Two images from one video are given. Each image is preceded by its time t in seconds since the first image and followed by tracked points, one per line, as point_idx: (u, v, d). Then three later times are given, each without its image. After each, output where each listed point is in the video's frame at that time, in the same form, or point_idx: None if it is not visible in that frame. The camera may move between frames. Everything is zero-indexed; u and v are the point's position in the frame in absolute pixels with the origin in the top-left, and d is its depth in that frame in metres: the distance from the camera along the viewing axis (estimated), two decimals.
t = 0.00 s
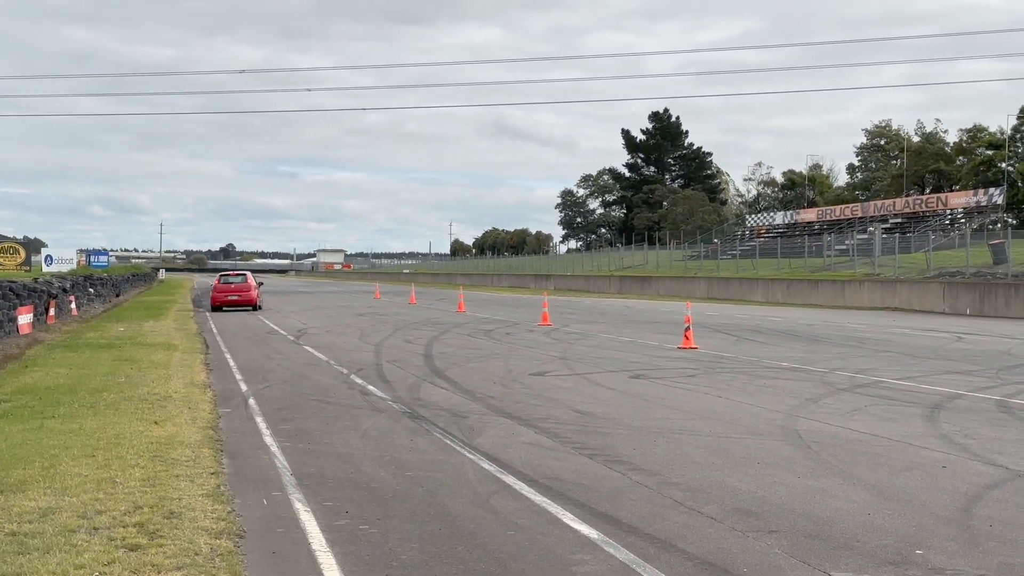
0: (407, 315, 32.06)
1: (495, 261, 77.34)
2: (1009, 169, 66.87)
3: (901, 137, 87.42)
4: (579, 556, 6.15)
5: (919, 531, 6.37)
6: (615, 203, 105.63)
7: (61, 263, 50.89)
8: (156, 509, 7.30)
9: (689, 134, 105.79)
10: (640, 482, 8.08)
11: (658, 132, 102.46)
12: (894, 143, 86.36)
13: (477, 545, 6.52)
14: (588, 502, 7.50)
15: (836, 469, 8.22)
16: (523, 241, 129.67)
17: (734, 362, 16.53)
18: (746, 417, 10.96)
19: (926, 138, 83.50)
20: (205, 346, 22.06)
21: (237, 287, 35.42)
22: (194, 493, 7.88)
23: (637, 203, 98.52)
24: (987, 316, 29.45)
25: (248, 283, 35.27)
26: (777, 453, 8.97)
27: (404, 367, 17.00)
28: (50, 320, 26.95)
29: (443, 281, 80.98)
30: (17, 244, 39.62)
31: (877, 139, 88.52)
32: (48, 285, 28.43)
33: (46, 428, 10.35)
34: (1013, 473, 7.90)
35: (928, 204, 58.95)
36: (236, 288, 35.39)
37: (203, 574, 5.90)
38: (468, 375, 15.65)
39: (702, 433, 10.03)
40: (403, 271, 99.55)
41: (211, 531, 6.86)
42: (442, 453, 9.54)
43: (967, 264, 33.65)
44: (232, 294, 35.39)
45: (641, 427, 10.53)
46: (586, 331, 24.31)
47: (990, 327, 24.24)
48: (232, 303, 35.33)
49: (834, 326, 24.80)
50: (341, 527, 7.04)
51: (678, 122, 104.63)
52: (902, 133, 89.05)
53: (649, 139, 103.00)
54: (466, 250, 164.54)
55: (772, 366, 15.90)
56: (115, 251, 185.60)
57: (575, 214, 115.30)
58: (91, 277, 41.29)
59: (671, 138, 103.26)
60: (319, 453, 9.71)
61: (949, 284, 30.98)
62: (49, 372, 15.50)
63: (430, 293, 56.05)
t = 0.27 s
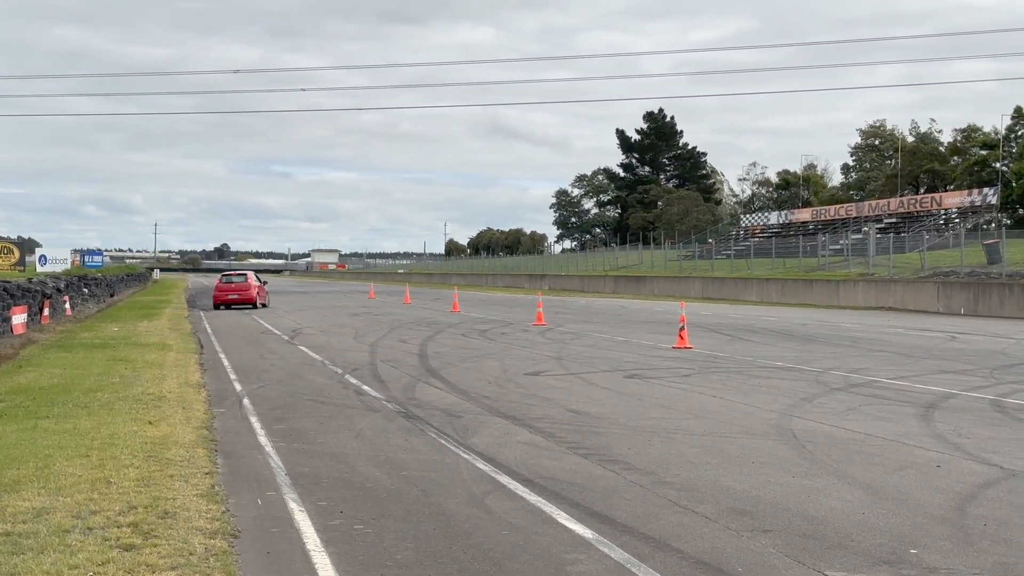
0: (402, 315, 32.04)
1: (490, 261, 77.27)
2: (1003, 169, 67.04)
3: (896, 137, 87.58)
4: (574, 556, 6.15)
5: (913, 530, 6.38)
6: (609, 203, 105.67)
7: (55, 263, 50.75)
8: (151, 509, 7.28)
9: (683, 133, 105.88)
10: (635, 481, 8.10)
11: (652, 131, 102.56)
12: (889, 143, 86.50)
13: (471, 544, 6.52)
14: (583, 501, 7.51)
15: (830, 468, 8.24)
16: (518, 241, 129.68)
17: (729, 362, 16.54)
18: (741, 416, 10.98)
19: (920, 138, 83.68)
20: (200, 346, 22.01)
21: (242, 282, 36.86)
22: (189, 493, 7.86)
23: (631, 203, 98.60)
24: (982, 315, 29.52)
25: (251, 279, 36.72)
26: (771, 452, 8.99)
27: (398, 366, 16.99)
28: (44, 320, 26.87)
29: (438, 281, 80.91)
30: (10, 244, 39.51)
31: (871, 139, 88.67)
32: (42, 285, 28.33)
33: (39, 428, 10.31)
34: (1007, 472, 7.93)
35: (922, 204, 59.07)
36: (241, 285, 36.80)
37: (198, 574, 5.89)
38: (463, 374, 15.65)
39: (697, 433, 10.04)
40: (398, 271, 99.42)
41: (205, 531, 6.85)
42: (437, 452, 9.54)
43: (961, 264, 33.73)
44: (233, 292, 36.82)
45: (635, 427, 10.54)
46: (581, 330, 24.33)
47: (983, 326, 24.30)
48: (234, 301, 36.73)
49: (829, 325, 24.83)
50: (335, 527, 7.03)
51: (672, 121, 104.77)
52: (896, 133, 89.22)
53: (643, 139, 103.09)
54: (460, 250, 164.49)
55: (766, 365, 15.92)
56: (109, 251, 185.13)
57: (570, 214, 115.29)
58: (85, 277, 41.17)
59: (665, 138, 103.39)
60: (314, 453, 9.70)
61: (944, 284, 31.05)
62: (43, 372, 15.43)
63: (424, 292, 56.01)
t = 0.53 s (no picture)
0: (396, 315, 32.01)
1: (484, 261, 77.20)
2: (995, 170, 67.24)
3: (888, 137, 87.78)
4: (566, 556, 6.15)
5: (906, 530, 6.39)
6: (603, 203, 105.74)
7: (47, 263, 50.58)
8: (144, 509, 7.25)
9: (676, 133, 105.98)
10: (628, 480, 8.10)
11: (645, 131, 102.69)
12: (881, 143, 86.70)
13: (464, 544, 6.51)
14: (577, 501, 7.51)
15: (823, 468, 8.26)
16: (511, 240, 129.67)
17: (722, 362, 16.56)
18: (734, 416, 11.00)
19: (913, 139, 83.89)
20: (193, 345, 21.97)
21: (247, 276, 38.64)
22: (182, 493, 7.84)
23: (624, 203, 98.70)
24: (975, 315, 29.60)
25: (258, 275, 38.43)
26: (764, 452, 9.01)
27: (392, 366, 16.96)
28: (36, 320, 26.77)
29: (431, 281, 80.84)
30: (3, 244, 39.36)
31: (864, 139, 88.85)
32: (34, 284, 28.22)
33: (31, 429, 10.26)
34: (999, 471, 7.95)
35: (915, 204, 59.20)
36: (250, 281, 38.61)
37: (190, 574, 5.87)
38: (457, 375, 15.64)
39: (690, 433, 10.05)
40: (391, 271, 99.32)
41: (198, 531, 6.82)
42: (430, 452, 9.52)
43: (954, 264, 33.82)
44: (237, 291, 38.44)
45: (629, 426, 10.54)
46: (574, 330, 24.33)
47: (976, 326, 24.36)
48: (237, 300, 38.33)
49: (822, 326, 24.87)
50: (328, 527, 7.01)
51: (666, 121, 104.89)
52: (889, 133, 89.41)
53: (636, 139, 103.22)
54: (454, 250, 164.44)
55: (760, 365, 15.94)
56: (101, 251, 184.61)
57: (564, 214, 115.30)
58: (78, 277, 41.04)
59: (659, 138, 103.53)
60: (307, 453, 9.68)
61: (937, 283, 31.13)
62: (35, 372, 15.36)
63: (418, 292, 55.98)
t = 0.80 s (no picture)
0: (388, 315, 31.97)
1: (476, 261, 77.13)
2: (987, 170, 67.49)
3: (880, 138, 88.02)
4: (558, 556, 6.15)
5: (897, 530, 6.40)
6: (595, 203, 105.83)
7: (38, 263, 50.38)
8: (135, 510, 7.22)
9: (668, 134, 106.12)
10: (620, 481, 8.10)
11: (638, 132, 102.85)
12: (873, 144, 86.93)
13: (456, 544, 6.50)
14: (569, 501, 7.51)
15: (814, 468, 8.27)
16: (503, 241, 129.67)
17: (714, 362, 16.58)
18: (726, 416, 11.02)
19: (905, 140, 84.15)
20: (185, 346, 21.97)
21: (260, 273, 40.17)
22: (174, 494, 7.80)
23: (617, 203, 98.81)
24: (966, 315, 29.70)
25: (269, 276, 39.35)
26: (756, 452, 9.02)
27: (384, 367, 16.94)
28: (28, 320, 26.66)
29: (423, 281, 80.75)
30: None
31: (856, 140, 89.01)
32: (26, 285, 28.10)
33: (22, 429, 10.21)
34: (989, 472, 7.97)
35: (907, 204, 59.36)
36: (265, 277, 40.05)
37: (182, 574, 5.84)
38: (449, 375, 15.63)
39: (682, 433, 10.07)
40: (384, 271, 99.18)
41: (190, 532, 6.79)
42: (422, 453, 9.51)
43: (946, 264, 33.94)
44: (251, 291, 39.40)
45: (621, 427, 10.55)
46: (567, 331, 24.34)
47: (967, 327, 24.44)
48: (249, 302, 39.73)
49: (814, 326, 24.92)
50: (320, 528, 7.00)
51: (658, 122, 105.03)
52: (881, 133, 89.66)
53: (629, 139, 103.37)
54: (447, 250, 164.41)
55: (752, 366, 15.97)
56: (92, 251, 183.98)
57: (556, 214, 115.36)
58: (69, 277, 40.88)
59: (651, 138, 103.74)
60: (299, 454, 9.65)
61: (928, 284, 31.22)
62: (26, 373, 15.28)
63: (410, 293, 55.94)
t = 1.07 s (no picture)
0: (380, 316, 31.95)
1: (467, 262, 77.03)
2: (977, 172, 67.78)
3: (871, 139, 88.29)
4: (550, 557, 6.14)
5: (887, 531, 6.42)
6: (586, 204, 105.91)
7: (29, 264, 50.14)
8: (126, 512, 7.19)
9: (660, 135, 106.30)
10: (611, 482, 8.10)
11: (629, 133, 103.05)
12: (864, 145, 87.20)
13: (448, 546, 6.48)
14: (560, 502, 7.50)
15: (805, 469, 8.29)
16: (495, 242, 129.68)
17: (705, 364, 16.61)
18: (717, 417, 11.05)
19: (896, 141, 84.45)
20: (177, 347, 21.89)
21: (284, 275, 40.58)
22: (165, 495, 7.76)
23: (608, 204, 98.95)
24: (957, 316, 29.82)
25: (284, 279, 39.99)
26: (747, 453, 9.04)
27: (376, 368, 16.92)
28: (18, 321, 26.53)
29: (415, 282, 80.67)
30: None
31: (847, 142, 89.27)
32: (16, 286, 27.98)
33: (12, 430, 10.15)
34: (980, 473, 8.00)
35: (897, 206, 59.57)
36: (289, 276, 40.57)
37: None
38: (441, 376, 15.63)
39: (673, 434, 10.08)
40: (375, 272, 99.06)
41: (181, 533, 6.76)
42: (414, 454, 9.50)
43: (936, 265, 34.07)
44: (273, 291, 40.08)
45: (612, 428, 10.56)
46: (558, 332, 24.35)
47: (957, 328, 24.55)
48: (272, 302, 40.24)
49: (804, 327, 25.00)
50: (311, 529, 6.97)
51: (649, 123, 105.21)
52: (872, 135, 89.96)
53: (620, 141, 103.54)
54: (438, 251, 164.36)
55: (743, 367, 16.01)
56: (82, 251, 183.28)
57: (547, 216, 115.38)
58: (59, 278, 40.74)
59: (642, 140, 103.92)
60: (290, 455, 9.62)
61: (919, 285, 31.37)
62: (16, 373, 15.20)
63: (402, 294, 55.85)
